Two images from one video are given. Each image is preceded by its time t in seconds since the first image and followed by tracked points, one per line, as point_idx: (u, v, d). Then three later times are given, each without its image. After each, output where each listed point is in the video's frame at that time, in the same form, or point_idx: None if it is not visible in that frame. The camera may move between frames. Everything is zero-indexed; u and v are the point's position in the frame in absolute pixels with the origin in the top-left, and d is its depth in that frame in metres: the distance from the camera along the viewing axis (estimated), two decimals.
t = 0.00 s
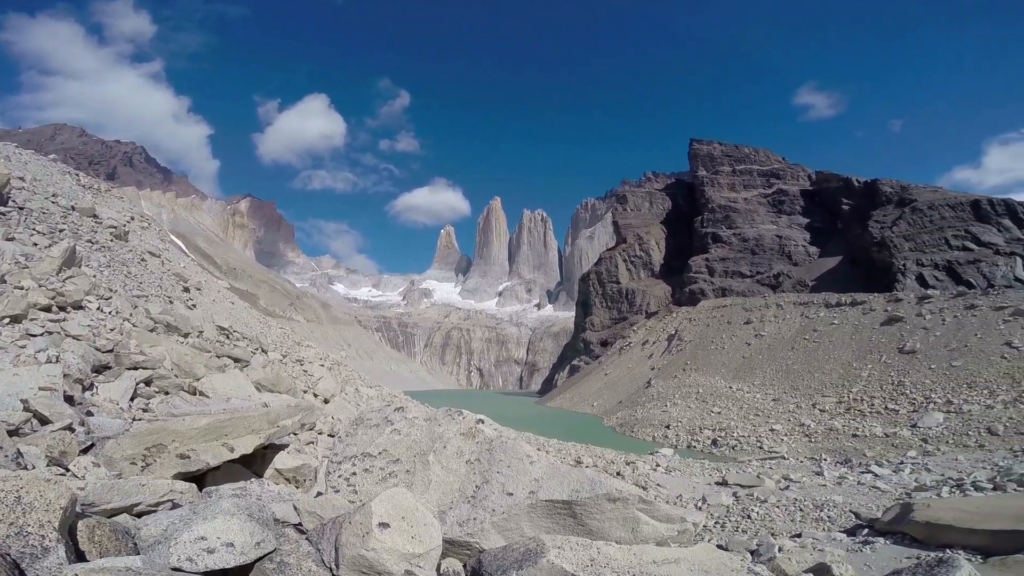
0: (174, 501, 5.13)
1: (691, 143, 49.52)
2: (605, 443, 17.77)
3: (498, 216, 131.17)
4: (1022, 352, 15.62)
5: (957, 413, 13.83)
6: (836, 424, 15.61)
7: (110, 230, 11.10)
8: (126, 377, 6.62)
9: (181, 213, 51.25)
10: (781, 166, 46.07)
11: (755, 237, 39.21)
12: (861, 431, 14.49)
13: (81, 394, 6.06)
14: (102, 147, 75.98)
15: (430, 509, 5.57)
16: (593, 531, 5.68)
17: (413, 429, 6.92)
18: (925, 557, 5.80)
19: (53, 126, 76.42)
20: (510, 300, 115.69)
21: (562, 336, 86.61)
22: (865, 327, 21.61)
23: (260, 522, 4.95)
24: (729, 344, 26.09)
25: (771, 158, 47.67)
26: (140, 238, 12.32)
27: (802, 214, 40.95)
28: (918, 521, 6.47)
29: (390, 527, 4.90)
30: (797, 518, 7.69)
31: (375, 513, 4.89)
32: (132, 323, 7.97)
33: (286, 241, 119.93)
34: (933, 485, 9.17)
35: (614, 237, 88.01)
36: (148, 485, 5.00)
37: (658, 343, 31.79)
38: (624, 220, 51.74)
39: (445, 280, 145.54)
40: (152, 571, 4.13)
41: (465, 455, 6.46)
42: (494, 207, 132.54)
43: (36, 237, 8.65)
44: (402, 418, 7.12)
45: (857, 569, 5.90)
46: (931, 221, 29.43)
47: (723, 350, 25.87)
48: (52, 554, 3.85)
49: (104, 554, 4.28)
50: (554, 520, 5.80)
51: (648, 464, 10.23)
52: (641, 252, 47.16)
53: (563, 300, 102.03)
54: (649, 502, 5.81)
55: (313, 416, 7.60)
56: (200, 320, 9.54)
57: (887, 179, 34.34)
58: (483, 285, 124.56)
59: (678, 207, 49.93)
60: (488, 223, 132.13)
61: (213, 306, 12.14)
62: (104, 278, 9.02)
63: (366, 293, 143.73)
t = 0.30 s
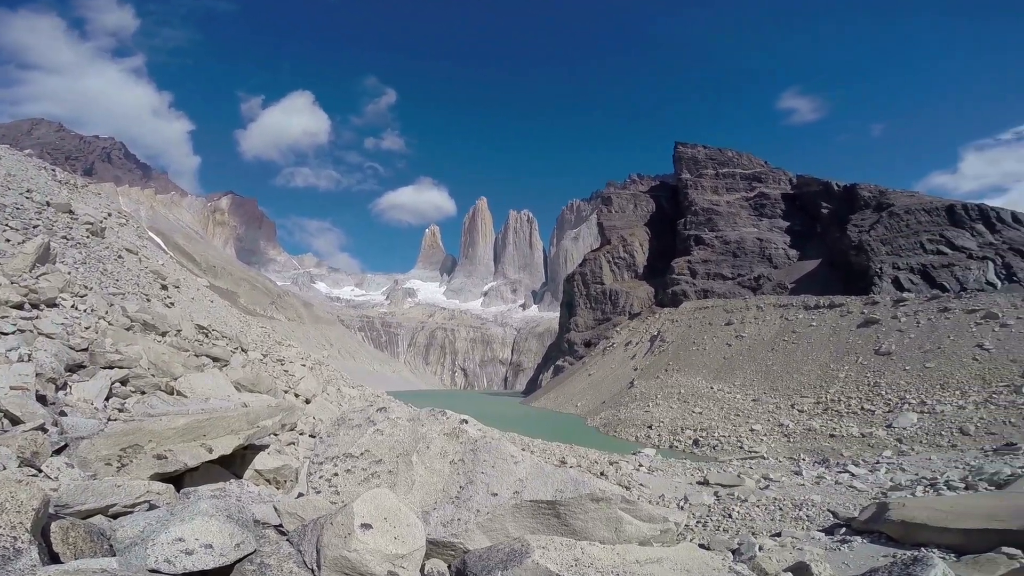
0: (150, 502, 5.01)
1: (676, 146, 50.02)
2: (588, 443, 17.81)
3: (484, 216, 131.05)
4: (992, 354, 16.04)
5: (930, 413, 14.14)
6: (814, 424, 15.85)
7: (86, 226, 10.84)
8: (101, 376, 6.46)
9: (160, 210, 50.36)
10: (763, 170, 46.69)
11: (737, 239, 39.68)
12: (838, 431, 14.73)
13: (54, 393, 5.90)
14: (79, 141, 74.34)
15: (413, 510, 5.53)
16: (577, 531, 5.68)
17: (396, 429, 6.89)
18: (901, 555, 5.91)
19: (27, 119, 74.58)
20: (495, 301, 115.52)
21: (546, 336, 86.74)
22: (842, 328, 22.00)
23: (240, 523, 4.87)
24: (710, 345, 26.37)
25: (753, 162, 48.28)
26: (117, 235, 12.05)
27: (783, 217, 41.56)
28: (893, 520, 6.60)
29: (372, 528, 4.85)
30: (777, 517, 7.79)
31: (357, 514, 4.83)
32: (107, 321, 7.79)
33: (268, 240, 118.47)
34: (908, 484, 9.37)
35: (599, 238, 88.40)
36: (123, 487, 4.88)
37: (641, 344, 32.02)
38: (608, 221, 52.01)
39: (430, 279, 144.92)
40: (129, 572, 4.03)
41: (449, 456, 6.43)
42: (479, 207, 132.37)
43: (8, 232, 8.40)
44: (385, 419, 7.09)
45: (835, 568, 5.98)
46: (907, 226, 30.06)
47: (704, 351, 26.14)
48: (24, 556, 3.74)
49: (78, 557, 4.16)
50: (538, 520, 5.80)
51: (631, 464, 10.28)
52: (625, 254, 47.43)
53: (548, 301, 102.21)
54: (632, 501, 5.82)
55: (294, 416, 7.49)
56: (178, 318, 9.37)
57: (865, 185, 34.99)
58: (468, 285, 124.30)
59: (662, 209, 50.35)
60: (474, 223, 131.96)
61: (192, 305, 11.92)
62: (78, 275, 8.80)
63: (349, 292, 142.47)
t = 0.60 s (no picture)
0: (126, 502, 4.89)
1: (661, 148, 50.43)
2: (572, 443, 17.82)
3: (469, 215, 130.81)
4: (964, 355, 16.43)
5: (905, 413, 14.43)
6: (792, 424, 16.08)
7: (60, 222, 10.57)
8: (74, 376, 6.29)
9: (138, 207, 49.45)
10: (746, 173, 47.25)
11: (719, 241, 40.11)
12: (816, 431, 14.96)
13: (25, 393, 5.71)
14: (54, 135, 72.68)
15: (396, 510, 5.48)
16: (561, 531, 5.67)
17: (378, 429, 6.82)
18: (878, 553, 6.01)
19: None
20: (479, 300, 115.29)
21: (531, 336, 86.81)
22: (820, 330, 22.38)
23: (218, 524, 4.77)
24: (691, 346, 26.61)
25: (736, 165, 48.81)
26: (92, 231, 11.76)
27: (763, 220, 42.11)
28: (870, 519, 6.70)
29: (354, 528, 4.79)
30: (757, 516, 7.87)
31: (338, 515, 4.76)
32: (81, 319, 7.59)
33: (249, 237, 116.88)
34: (883, 483, 9.54)
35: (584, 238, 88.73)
36: (97, 488, 4.75)
37: (624, 344, 32.21)
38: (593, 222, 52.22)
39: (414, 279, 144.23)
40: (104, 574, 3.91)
41: (432, 456, 6.38)
42: (464, 206, 132.09)
43: None
44: (366, 419, 7.02)
45: (814, 566, 6.05)
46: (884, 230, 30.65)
47: (686, 351, 26.40)
48: None
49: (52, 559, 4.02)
50: (522, 520, 5.77)
51: (615, 463, 10.31)
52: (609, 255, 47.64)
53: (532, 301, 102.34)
54: (615, 501, 5.82)
55: (274, 416, 7.38)
56: (155, 316, 9.18)
57: (843, 189, 35.61)
58: (453, 285, 123.96)
59: (646, 211, 50.68)
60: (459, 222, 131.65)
61: (170, 302, 11.69)
62: (51, 272, 8.56)
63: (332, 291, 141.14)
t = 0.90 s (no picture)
0: (101, 503, 4.77)
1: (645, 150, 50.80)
2: (558, 443, 17.75)
3: (455, 214, 130.61)
4: (937, 356, 16.80)
5: (880, 413, 14.69)
6: (772, 423, 16.31)
7: (33, 217, 10.30)
8: (46, 375, 6.10)
9: (115, 202, 48.41)
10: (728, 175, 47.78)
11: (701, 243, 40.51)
12: (794, 431, 15.18)
13: None
14: (28, 128, 70.94)
15: (379, 510, 5.42)
16: (545, 530, 5.65)
17: (359, 429, 6.76)
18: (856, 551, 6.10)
19: None
20: (464, 299, 114.97)
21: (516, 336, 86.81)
22: (799, 330, 22.71)
23: (197, 525, 4.68)
24: (673, 346, 26.83)
25: (719, 168, 49.35)
26: (67, 226, 11.47)
27: (745, 222, 42.62)
28: (847, 517, 6.81)
29: (336, 529, 4.72)
30: (738, 515, 7.96)
31: (319, 515, 4.70)
32: (54, 316, 7.39)
33: (230, 235, 115.21)
34: (860, 482, 9.70)
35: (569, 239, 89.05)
36: (71, 488, 4.63)
37: (607, 344, 32.36)
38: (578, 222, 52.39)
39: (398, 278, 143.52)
40: None
41: (415, 455, 6.34)
42: (450, 205, 131.84)
43: None
44: (348, 418, 6.96)
45: (794, 564, 6.13)
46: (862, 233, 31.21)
47: (668, 351, 26.62)
48: None
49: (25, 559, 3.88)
50: (506, 519, 5.75)
51: (598, 463, 10.34)
52: (593, 255, 47.81)
53: (518, 301, 102.38)
54: (598, 500, 5.82)
55: (254, 415, 7.26)
56: (132, 314, 8.98)
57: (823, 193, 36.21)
58: (437, 284, 123.55)
59: (631, 212, 51.00)
60: (445, 221, 131.32)
61: (147, 300, 11.46)
62: (22, 268, 8.33)
63: (314, 289, 139.68)
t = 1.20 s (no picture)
0: (74, 503, 4.64)
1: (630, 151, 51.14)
2: (542, 442, 17.61)
3: (440, 213, 130.14)
4: (912, 356, 17.15)
5: (856, 413, 14.94)
6: (752, 422, 16.51)
7: (4, 211, 10.02)
8: (17, 372, 5.92)
9: (90, 197, 47.38)
10: (711, 177, 48.27)
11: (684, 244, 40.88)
12: (773, 430, 15.37)
13: None
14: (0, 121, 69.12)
15: (361, 510, 5.37)
16: (529, 529, 5.64)
17: (340, 429, 6.69)
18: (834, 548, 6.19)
19: None
20: (448, 298, 114.40)
21: (500, 335, 86.73)
22: (779, 331, 23.02)
23: (175, 525, 4.59)
24: (656, 346, 27.02)
25: (702, 170, 49.83)
26: (39, 220, 11.16)
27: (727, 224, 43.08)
28: (824, 515, 6.90)
29: (316, 529, 4.66)
30: (719, 513, 8.03)
31: (298, 515, 4.64)
32: (25, 313, 7.18)
33: (210, 231, 113.39)
34: (837, 480, 9.85)
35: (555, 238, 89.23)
36: (43, 488, 4.50)
37: (591, 344, 32.46)
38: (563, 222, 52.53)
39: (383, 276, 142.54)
40: None
41: (397, 455, 6.28)
42: (436, 203, 131.36)
43: None
44: (329, 418, 6.87)
45: (774, 562, 6.20)
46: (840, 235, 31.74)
47: (651, 351, 26.80)
48: None
49: None
50: (490, 518, 5.73)
51: (582, 462, 10.36)
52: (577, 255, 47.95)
53: (502, 300, 102.33)
54: (581, 499, 5.81)
55: (233, 415, 7.13)
56: (107, 311, 8.78)
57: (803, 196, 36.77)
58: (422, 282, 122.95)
59: (615, 213, 51.27)
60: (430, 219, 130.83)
61: (123, 297, 11.21)
62: None
63: (297, 287, 138.12)
